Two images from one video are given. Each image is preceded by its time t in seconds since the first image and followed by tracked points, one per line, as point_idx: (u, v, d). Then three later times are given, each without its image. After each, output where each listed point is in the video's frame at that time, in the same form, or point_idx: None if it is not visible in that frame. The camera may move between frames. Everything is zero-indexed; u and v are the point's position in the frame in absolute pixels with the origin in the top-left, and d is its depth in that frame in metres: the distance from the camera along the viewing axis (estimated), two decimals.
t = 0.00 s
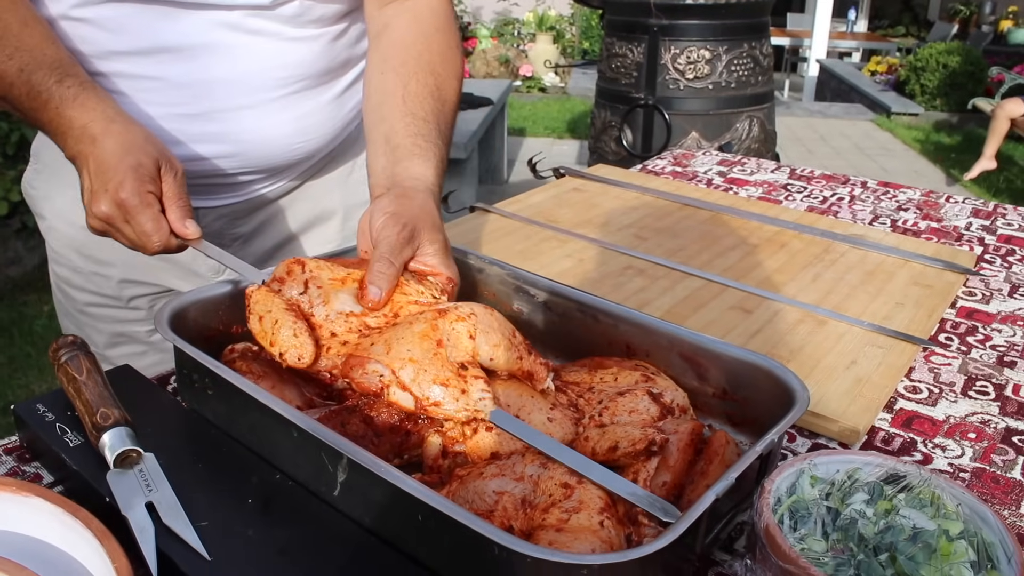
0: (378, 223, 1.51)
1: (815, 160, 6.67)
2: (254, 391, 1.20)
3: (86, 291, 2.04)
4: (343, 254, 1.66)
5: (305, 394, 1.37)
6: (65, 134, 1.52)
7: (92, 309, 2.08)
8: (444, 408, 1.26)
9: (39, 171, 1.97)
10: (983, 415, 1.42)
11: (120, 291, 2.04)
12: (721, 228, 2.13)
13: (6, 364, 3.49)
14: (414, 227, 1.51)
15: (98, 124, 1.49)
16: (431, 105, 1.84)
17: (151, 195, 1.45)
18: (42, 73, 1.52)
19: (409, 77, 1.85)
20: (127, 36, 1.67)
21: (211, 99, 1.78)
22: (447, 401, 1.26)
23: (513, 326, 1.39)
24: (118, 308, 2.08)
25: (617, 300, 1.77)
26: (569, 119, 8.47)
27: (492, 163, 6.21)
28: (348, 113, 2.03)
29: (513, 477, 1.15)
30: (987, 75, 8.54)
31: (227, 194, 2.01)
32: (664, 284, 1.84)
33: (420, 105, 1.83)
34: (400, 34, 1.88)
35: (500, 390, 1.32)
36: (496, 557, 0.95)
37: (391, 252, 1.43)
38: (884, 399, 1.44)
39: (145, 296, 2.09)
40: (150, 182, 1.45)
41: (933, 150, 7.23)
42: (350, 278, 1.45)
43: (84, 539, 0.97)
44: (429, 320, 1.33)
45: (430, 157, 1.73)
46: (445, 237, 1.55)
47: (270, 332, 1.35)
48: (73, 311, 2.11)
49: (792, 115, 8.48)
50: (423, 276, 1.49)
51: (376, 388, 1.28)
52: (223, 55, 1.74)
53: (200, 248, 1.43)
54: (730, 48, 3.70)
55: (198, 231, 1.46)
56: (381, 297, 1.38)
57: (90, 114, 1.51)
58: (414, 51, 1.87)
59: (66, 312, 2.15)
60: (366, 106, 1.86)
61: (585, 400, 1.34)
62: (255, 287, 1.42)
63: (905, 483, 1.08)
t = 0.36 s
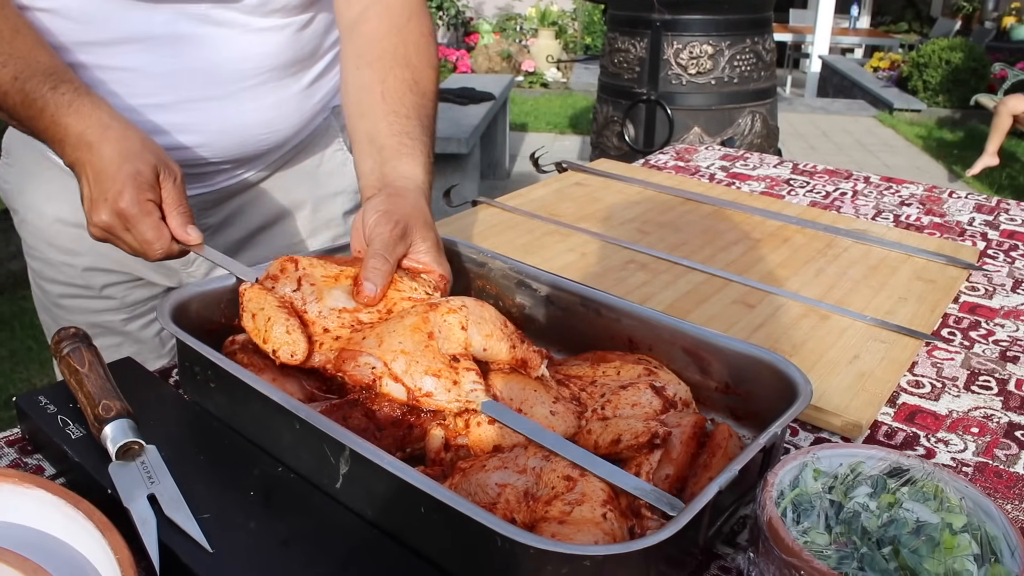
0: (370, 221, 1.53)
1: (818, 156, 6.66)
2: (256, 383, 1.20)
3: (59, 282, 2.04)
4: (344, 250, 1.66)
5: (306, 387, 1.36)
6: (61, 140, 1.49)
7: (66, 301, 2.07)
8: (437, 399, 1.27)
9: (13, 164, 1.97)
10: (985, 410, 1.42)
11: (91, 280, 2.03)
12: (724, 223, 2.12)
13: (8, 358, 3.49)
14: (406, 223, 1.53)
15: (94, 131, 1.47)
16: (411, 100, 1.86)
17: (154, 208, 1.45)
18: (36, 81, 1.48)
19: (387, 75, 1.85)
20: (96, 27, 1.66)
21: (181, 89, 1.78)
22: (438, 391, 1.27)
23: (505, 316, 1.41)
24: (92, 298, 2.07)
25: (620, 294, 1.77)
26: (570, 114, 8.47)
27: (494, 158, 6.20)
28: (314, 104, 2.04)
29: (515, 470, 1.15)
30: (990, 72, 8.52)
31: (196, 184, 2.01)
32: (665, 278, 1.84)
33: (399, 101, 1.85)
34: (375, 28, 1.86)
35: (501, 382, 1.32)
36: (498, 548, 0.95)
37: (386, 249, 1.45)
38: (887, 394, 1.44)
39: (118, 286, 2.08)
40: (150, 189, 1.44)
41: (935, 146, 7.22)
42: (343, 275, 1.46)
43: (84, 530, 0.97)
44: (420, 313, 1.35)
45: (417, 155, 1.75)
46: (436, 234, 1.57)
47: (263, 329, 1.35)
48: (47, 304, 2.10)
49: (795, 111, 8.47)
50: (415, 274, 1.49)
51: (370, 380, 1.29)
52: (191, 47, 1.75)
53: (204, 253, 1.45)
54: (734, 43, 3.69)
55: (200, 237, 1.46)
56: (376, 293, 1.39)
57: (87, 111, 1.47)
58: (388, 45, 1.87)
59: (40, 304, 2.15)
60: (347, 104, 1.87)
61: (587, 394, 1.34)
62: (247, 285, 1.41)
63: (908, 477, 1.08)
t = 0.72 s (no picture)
0: (360, 214, 1.54)
1: (816, 154, 6.67)
2: (252, 379, 1.20)
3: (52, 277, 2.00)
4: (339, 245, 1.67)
5: (302, 384, 1.35)
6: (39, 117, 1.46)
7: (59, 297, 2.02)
8: (433, 393, 1.27)
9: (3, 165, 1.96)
10: (981, 406, 1.42)
11: (88, 275, 2.01)
12: (721, 220, 2.12)
13: (5, 357, 3.49)
14: (396, 215, 1.55)
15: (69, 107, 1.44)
16: (391, 88, 1.87)
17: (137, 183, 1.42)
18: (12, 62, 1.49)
19: (365, 65, 1.86)
20: (85, 22, 1.64)
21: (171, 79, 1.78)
22: (434, 385, 1.27)
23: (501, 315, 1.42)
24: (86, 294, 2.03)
25: (616, 290, 1.78)
26: (569, 113, 8.47)
27: (492, 157, 6.20)
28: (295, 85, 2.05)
29: (511, 465, 1.15)
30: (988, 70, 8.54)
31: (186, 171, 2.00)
32: (662, 274, 1.84)
33: (379, 91, 1.85)
34: (352, 20, 1.87)
35: (497, 377, 1.32)
36: (493, 543, 0.95)
37: (379, 243, 1.46)
38: (882, 389, 1.44)
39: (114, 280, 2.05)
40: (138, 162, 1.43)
41: (933, 144, 7.23)
42: (337, 278, 1.46)
43: (78, 525, 0.97)
44: (418, 310, 1.36)
45: (400, 142, 1.76)
46: (426, 224, 1.58)
47: (260, 333, 1.34)
48: (36, 304, 2.05)
49: (793, 109, 8.47)
50: (411, 272, 1.50)
51: (366, 375, 1.29)
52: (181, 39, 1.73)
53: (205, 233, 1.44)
54: (730, 40, 3.69)
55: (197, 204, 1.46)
56: (375, 288, 1.40)
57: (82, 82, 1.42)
58: (364, 35, 1.87)
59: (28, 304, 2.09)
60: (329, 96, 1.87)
61: (583, 389, 1.34)
62: (245, 288, 1.41)
63: (902, 471, 1.08)
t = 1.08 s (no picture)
0: (370, 198, 1.54)
1: (814, 149, 6.67)
2: (250, 369, 1.20)
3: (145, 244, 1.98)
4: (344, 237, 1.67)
5: (300, 375, 1.35)
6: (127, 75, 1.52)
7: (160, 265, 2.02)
8: (431, 383, 1.27)
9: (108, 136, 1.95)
10: (980, 399, 1.42)
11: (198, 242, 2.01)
12: (720, 213, 2.12)
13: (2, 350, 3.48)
14: (407, 203, 1.56)
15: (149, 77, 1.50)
16: (429, 84, 1.85)
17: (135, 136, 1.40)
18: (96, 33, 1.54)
19: (416, 57, 1.85)
20: None
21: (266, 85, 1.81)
22: (433, 374, 1.27)
23: (501, 307, 1.42)
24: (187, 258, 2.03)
25: (616, 283, 1.77)
26: (568, 107, 8.46)
27: (491, 151, 6.19)
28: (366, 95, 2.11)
29: (510, 456, 1.15)
30: (987, 66, 8.54)
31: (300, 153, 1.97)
32: (661, 267, 1.84)
33: (418, 84, 1.83)
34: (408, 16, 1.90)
35: (495, 368, 1.32)
36: (493, 534, 0.95)
37: (385, 229, 1.46)
38: (881, 382, 1.44)
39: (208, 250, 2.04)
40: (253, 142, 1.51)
41: (931, 140, 7.24)
42: (336, 268, 1.45)
43: (77, 515, 0.97)
44: (417, 301, 1.36)
45: (425, 135, 1.74)
46: (435, 215, 1.59)
47: (258, 326, 1.34)
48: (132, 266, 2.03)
49: (791, 105, 8.46)
50: (411, 262, 1.51)
51: (364, 365, 1.28)
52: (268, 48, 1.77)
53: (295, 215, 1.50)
54: (730, 34, 3.69)
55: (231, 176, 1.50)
56: (379, 270, 1.42)
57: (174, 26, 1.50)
58: (416, 31, 1.88)
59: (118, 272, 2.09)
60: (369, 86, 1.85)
61: (582, 380, 1.34)
62: (243, 280, 1.40)
63: (902, 463, 1.08)
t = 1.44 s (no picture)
0: (388, 199, 1.54)
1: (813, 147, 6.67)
2: (249, 367, 1.19)
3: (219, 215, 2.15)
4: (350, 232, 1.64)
5: (300, 372, 1.34)
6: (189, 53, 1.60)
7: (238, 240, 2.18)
8: (430, 378, 1.27)
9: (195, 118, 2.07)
10: (980, 398, 1.42)
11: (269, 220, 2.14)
12: (720, 212, 2.12)
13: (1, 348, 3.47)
14: (425, 207, 1.54)
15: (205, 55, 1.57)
16: (468, 95, 1.84)
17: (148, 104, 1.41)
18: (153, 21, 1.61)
19: (463, 67, 1.87)
20: None
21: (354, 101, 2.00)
22: (432, 370, 1.27)
23: (503, 307, 1.41)
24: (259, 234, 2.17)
25: (616, 281, 1.77)
26: (567, 105, 8.45)
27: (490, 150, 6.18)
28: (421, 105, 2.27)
29: (509, 456, 1.15)
30: (986, 64, 8.54)
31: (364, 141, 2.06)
32: (662, 266, 1.84)
33: (460, 94, 1.83)
34: (466, 29, 1.94)
35: (495, 367, 1.31)
36: (492, 534, 0.94)
37: (399, 232, 1.45)
38: (882, 381, 1.44)
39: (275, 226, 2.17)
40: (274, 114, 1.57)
41: (931, 138, 7.23)
42: (342, 265, 1.45)
43: (75, 515, 0.96)
44: (418, 298, 1.36)
45: (453, 142, 1.73)
46: (450, 221, 1.57)
47: (261, 319, 1.34)
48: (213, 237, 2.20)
49: (791, 103, 8.45)
50: (420, 264, 1.48)
51: (364, 358, 1.28)
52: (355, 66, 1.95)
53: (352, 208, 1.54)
54: (730, 33, 3.69)
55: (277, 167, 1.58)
56: (388, 271, 1.41)
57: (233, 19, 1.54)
58: (466, 43, 1.90)
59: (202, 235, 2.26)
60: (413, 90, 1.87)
61: (581, 380, 1.33)
62: (248, 274, 1.40)
63: (903, 463, 1.07)
